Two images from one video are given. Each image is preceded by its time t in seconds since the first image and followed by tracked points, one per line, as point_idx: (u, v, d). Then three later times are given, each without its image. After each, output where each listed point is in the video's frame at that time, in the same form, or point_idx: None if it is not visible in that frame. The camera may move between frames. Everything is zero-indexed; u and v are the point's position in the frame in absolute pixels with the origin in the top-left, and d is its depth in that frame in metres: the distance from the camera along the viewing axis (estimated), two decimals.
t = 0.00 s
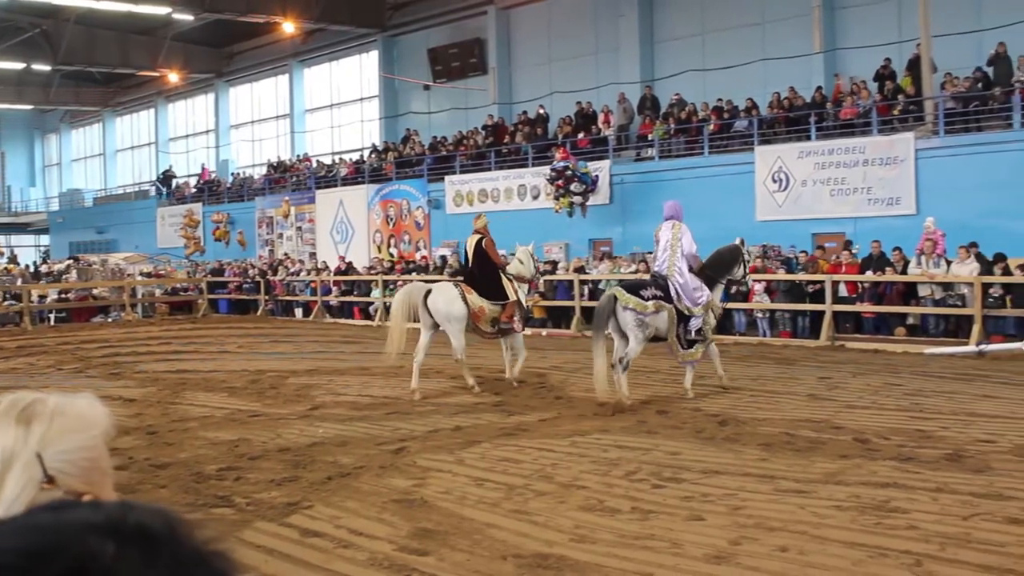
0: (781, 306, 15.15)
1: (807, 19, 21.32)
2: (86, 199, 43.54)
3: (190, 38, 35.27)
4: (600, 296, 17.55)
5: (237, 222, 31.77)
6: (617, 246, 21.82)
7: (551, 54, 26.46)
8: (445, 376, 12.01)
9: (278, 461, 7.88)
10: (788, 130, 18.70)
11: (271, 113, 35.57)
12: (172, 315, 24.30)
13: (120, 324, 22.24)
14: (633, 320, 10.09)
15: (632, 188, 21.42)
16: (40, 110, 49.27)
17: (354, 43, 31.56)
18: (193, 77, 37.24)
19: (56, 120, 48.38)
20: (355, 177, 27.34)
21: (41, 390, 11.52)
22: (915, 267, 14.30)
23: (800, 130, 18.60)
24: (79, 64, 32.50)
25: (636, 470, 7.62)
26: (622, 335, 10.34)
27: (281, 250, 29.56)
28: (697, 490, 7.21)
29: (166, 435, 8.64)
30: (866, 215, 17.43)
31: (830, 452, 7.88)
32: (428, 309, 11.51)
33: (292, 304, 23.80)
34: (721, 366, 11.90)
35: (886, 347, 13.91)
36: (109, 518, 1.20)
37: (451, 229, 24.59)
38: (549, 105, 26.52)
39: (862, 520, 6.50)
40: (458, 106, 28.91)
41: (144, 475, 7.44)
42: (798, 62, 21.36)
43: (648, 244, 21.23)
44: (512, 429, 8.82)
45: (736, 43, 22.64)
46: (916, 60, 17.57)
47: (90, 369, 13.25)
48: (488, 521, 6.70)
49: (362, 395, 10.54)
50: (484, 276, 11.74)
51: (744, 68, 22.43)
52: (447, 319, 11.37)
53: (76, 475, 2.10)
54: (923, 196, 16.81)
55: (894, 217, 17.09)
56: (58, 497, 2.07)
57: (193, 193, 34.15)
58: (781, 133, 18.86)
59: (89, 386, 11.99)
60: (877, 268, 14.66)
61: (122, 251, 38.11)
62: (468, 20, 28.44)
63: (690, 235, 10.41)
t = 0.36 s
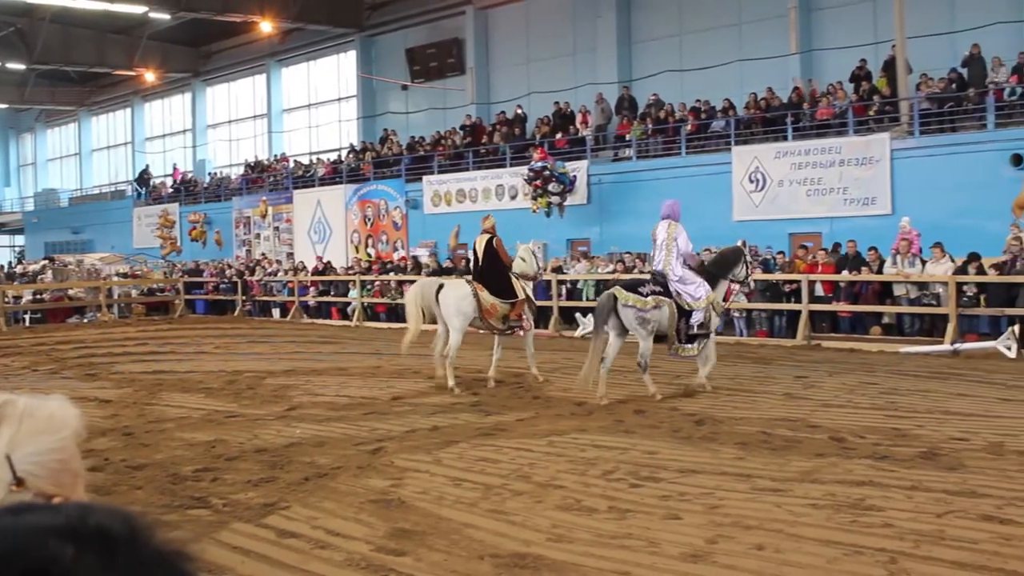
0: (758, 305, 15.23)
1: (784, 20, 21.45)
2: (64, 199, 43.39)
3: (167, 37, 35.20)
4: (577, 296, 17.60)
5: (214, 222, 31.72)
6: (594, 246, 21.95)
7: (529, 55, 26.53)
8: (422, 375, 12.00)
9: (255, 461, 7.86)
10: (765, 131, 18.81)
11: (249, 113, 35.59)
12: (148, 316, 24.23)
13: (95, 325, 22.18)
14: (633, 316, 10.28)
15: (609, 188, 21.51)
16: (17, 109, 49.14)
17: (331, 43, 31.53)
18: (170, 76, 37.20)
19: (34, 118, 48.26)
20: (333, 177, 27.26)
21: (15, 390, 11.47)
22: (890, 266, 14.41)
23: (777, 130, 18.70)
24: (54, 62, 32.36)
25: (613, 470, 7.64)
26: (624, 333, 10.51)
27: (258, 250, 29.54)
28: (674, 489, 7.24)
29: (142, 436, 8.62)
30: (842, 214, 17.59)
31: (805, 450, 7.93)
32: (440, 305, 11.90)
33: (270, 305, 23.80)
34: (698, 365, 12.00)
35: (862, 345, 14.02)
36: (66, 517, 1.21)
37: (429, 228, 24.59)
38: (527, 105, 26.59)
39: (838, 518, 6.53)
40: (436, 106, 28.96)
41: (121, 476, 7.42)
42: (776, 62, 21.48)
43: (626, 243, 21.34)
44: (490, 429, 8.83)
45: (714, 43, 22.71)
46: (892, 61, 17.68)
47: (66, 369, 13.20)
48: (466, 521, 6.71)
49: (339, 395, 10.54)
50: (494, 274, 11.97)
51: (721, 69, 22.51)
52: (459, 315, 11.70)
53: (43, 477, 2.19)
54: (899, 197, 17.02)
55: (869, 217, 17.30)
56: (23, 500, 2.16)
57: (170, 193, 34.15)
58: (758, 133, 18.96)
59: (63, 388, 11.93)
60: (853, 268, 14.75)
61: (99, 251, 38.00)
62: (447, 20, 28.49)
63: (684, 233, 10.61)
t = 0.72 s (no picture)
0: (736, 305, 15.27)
1: (760, 20, 21.60)
2: (39, 200, 43.04)
3: (143, 37, 35.05)
4: (555, 296, 17.66)
5: (190, 222, 31.61)
6: (571, 245, 22.12)
7: (507, 55, 26.59)
8: (400, 375, 11.99)
9: (232, 463, 7.84)
10: (742, 131, 18.95)
11: (226, 113, 35.51)
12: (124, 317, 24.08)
13: (69, 326, 22.00)
14: (632, 311, 10.45)
15: (587, 188, 21.64)
16: None
17: (308, 43, 31.50)
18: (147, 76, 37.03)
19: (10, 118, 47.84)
20: (310, 177, 27.17)
21: None
22: (866, 266, 14.52)
23: (753, 131, 18.85)
24: (29, 61, 32.08)
25: (590, 469, 7.67)
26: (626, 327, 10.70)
27: (235, 251, 29.44)
28: (652, 488, 7.27)
29: (118, 437, 8.58)
30: (818, 214, 17.76)
31: (782, 449, 7.98)
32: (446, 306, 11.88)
33: (247, 305, 23.73)
34: (676, 365, 12.06)
35: (838, 344, 14.12)
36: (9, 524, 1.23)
37: (407, 229, 24.65)
38: (505, 105, 26.66)
39: (813, 516, 6.58)
40: (414, 106, 28.98)
41: (96, 478, 7.38)
42: (752, 62, 21.63)
43: (603, 243, 21.45)
44: (468, 429, 8.85)
45: (690, 43, 22.87)
46: (867, 61, 17.83)
47: (40, 371, 13.09)
48: (443, 521, 6.71)
49: (317, 396, 10.53)
50: (500, 274, 12.10)
51: (698, 69, 22.67)
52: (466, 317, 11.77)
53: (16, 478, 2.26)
54: (874, 196, 17.19)
55: (846, 216, 17.46)
56: None
57: (146, 193, 33.96)
58: (735, 133, 19.10)
59: (36, 390, 11.84)
60: (829, 268, 14.80)
61: (75, 251, 37.73)
62: (424, 20, 28.49)
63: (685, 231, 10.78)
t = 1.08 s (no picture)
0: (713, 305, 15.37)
1: (736, 21, 21.70)
2: (15, 201, 42.71)
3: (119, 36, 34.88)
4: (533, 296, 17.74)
5: (167, 223, 31.48)
6: (549, 246, 22.22)
7: (485, 55, 26.61)
8: (378, 376, 11.99)
9: (208, 465, 7.83)
10: (718, 131, 19.03)
11: (203, 113, 35.39)
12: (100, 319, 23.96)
13: (44, 328, 21.87)
14: (632, 313, 10.51)
15: (565, 188, 21.73)
16: None
17: (286, 43, 31.42)
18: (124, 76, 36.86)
19: None
20: (287, 178, 27.18)
21: None
22: (842, 266, 14.59)
23: (729, 131, 18.93)
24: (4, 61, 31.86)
25: (568, 469, 7.70)
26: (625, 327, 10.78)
27: (212, 252, 29.34)
28: (629, 488, 7.30)
29: (94, 440, 8.55)
30: (794, 214, 17.86)
31: (758, 448, 8.03)
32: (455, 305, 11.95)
33: (224, 306, 23.67)
34: (654, 365, 12.11)
35: (814, 343, 14.18)
36: None
37: (384, 230, 24.63)
38: (482, 106, 26.69)
39: (789, 515, 6.62)
40: (391, 107, 28.95)
41: (72, 481, 7.36)
42: (728, 63, 21.72)
43: (581, 244, 21.60)
44: (446, 430, 8.86)
45: (666, 44, 22.96)
46: (843, 62, 17.94)
47: (16, 374, 13.02)
48: (421, 522, 6.72)
49: (295, 397, 10.52)
50: (499, 272, 12.16)
51: (675, 70, 22.76)
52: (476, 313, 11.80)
53: None
54: (849, 195, 17.36)
55: (822, 216, 17.58)
56: None
57: (122, 194, 33.79)
58: (712, 133, 19.19)
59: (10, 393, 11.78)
60: (805, 268, 14.89)
61: (51, 252, 37.48)
62: (402, 20, 28.44)
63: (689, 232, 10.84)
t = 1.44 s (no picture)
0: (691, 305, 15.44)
1: (713, 24, 21.76)
2: None
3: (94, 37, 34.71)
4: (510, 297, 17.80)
5: (143, 225, 31.37)
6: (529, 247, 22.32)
7: (463, 56, 26.58)
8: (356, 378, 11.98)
9: (184, 467, 7.82)
10: (695, 133, 19.08)
11: (180, 114, 35.26)
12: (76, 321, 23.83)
13: (19, 331, 21.72)
14: (635, 310, 10.58)
15: (543, 190, 21.77)
16: None
17: (264, 43, 31.33)
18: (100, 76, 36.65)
19: None
20: (264, 180, 27.15)
21: None
22: (818, 266, 14.66)
23: (706, 133, 18.97)
24: None
25: (545, 470, 7.73)
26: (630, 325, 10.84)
27: (190, 253, 29.22)
28: (605, 489, 7.32)
29: (69, 443, 8.52)
30: (770, 215, 17.95)
31: (735, 448, 8.08)
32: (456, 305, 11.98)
33: (202, 308, 23.62)
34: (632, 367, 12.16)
35: (791, 344, 14.24)
36: None
37: (362, 230, 24.57)
38: (460, 107, 26.68)
39: (765, 515, 6.66)
40: (369, 108, 28.80)
41: (46, 485, 7.33)
42: (705, 65, 21.78)
43: (560, 245, 21.66)
44: (424, 431, 8.88)
45: (643, 46, 23.01)
46: (818, 64, 18.03)
47: None
48: (399, 523, 6.72)
49: (272, 399, 10.51)
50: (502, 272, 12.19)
51: (653, 72, 22.81)
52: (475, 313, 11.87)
53: None
54: (825, 196, 17.47)
55: (798, 217, 17.67)
56: None
57: (98, 196, 33.59)
58: (688, 135, 19.25)
59: None
60: (782, 269, 14.95)
61: (27, 254, 37.20)
62: (380, 21, 28.36)
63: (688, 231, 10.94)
